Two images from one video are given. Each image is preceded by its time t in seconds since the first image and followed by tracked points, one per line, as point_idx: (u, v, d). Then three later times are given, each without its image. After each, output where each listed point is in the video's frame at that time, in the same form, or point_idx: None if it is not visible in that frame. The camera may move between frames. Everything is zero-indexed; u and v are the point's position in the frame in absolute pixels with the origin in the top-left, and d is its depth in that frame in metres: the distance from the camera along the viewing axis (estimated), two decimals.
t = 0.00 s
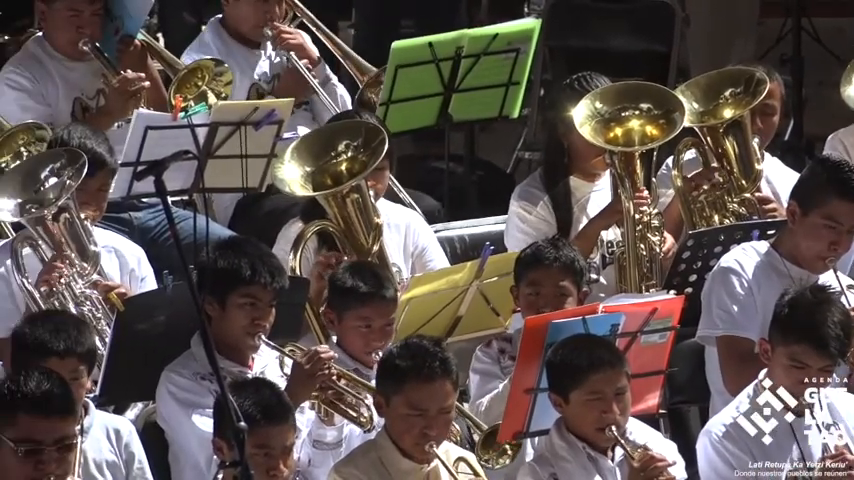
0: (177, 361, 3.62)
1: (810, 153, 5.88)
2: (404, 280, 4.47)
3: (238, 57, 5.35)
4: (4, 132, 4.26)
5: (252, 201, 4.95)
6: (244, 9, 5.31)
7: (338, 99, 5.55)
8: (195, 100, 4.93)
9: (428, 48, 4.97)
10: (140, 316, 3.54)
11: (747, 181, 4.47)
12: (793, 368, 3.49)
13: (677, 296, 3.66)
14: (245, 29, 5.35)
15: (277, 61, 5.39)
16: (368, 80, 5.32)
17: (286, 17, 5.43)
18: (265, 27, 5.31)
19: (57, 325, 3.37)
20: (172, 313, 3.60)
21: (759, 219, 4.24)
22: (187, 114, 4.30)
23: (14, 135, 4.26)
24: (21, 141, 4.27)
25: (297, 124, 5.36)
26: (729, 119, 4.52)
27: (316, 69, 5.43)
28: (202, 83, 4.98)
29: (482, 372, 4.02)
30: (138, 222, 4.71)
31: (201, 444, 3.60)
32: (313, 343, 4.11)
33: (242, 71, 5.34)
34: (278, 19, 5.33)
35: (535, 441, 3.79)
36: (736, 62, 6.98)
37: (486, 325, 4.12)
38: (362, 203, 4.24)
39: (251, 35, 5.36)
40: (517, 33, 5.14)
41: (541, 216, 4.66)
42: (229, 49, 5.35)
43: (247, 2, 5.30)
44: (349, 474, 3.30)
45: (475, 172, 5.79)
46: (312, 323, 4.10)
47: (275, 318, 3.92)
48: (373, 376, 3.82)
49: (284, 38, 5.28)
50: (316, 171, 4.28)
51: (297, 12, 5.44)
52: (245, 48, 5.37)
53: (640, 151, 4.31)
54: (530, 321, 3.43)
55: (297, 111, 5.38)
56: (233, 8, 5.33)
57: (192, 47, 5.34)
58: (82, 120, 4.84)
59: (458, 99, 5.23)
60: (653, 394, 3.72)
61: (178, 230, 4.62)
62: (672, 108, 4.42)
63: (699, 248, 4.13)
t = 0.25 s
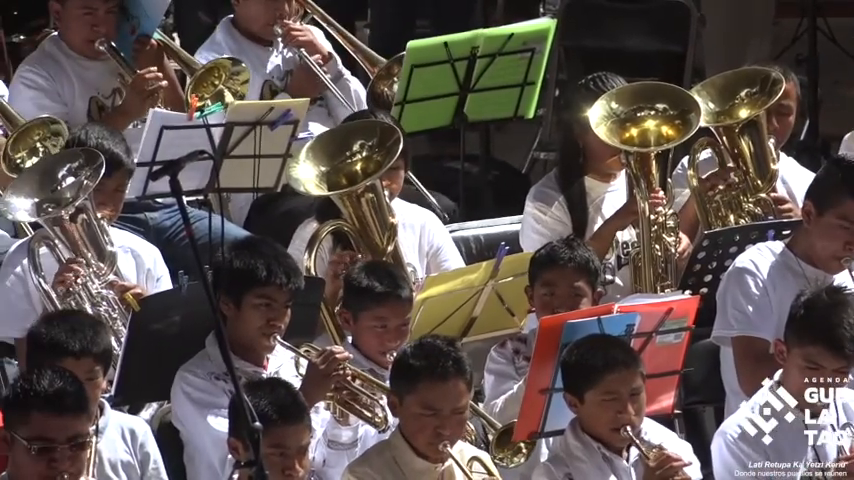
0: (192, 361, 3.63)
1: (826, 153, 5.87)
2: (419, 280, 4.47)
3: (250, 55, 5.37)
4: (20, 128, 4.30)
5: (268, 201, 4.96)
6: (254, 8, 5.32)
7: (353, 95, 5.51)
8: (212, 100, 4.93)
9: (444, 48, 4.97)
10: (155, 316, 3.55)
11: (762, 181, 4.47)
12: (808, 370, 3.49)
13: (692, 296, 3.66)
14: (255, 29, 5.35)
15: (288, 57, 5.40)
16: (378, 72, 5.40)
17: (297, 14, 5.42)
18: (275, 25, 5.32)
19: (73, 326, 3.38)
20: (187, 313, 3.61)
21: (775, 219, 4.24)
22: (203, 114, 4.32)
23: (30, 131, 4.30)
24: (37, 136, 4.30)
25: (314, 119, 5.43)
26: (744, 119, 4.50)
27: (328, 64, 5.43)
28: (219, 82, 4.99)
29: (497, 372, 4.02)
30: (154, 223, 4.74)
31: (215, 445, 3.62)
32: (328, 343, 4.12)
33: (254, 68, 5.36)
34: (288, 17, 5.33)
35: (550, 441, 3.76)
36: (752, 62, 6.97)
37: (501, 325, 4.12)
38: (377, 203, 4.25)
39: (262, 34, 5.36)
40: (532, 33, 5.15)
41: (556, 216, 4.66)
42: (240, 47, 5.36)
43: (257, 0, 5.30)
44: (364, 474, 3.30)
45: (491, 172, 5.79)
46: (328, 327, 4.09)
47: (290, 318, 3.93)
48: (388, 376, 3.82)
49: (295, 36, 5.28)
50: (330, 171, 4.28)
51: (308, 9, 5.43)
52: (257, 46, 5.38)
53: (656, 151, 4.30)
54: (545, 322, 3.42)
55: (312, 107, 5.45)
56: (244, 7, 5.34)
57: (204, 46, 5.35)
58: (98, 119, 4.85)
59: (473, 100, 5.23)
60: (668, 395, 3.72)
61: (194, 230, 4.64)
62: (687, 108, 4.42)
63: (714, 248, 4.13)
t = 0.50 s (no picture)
0: (202, 360, 3.63)
1: (836, 154, 5.86)
2: (428, 279, 4.48)
3: (260, 53, 5.37)
4: (29, 122, 4.30)
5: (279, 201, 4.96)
6: (262, 7, 5.34)
7: (363, 91, 5.53)
8: (223, 94, 4.97)
9: (454, 48, 4.98)
10: (164, 316, 3.56)
11: (772, 181, 4.46)
12: (817, 370, 3.47)
13: (702, 296, 3.66)
14: (263, 28, 5.37)
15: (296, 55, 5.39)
16: (388, 67, 5.42)
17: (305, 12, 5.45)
18: (284, 24, 5.34)
19: (83, 326, 3.39)
20: (196, 313, 3.61)
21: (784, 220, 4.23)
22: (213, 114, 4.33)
23: (39, 125, 4.30)
24: (47, 130, 4.30)
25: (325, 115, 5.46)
26: (754, 119, 4.50)
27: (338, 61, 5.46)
28: (230, 76, 5.02)
29: (508, 372, 4.01)
30: (164, 223, 4.75)
31: (225, 445, 3.63)
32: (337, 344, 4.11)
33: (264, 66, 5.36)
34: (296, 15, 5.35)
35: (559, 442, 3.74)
36: (762, 62, 6.96)
37: (510, 325, 4.12)
38: (386, 202, 4.25)
39: (269, 33, 5.38)
40: (543, 33, 5.16)
41: (567, 216, 4.66)
42: (250, 46, 5.37)
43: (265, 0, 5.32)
44: (372, 474, 3.31)
45: (501, 172, 5.80)
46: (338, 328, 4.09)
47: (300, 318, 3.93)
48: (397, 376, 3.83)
49: (303, 33, 5.31)
50: (340, 171, 4.29)
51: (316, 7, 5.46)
52: (266, 44, 5.39)
53: (667, 152, 4.30)
54: (555, 322, 3.41)
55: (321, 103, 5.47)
56: (252, 8, 5.36)
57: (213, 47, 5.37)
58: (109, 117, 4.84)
59: (483, 100, 5.23)
60: (677, 396, 3.70)
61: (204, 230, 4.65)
62: (698, 109, 4.41)
63: (724, 248, 4.13)
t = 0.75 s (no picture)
0: (213, 360, 3.65)
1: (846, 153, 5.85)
2: (439, 279, 4.48)
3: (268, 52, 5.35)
4: (38, 118, 4.32)
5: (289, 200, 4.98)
6: (270, 6, 5.35)
7: (372, 89, 5.53)
8: (233, 85, 5.04)
9: (464, 48, 4.98)
10: (175, 316, 3.56)
11: (783, 181, 4.45)
12: (827, 371, 3.47)
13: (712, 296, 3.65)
14: (272, 27, 5.38)
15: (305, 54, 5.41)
16: (398, 64, 5.43)
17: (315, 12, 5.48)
18: (293, 23, 5.35)
19: (96, 328, 3.40)
20: (207, 312, 3.62)
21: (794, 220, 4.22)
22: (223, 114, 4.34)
23: (49, 121, 4.32)
24: (56, 126, 4.32)
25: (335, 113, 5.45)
26: (764, 119, 4.50)
27: (347, 60, 5.46)
28: (241, 64, 5.06)
29: (519, 371, 4.00)
30: (174, 223, 4.76)
31: (235, 445, 3.64)
32: (348, 344, 4.12)
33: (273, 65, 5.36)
34: (305, 14, 5.36)
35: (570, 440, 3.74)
36: (772, 62, 6.96)
37: (520, 326, 4.13)
38: (396, 202, 4.25)
39: (277, 32, 5.39)
40: (552, 33, 5.16)
41: (577, 216, 4.66)
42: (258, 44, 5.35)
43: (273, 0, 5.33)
44: (382, 473, 3.31)
45: (511, 172, 5.80)
46: (348, 327, 4.10)
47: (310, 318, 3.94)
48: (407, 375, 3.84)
49: (311, 32, 5.32)
50: (350, 171, 4.29)
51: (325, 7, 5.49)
52: (276, 44, 5.38)
53: (677, 152, 4.29)
54: (565, 322, 3.40)
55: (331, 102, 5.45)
56: (260, 8, 5.38)
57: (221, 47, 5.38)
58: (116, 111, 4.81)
59: (493, 100, 5.23)
60: (687, 395, 3.70)
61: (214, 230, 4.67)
62: (709, 109, 4.41)
63: (734, 248, 4.12)
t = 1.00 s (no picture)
0: (227, 361, 3.65)
1: None
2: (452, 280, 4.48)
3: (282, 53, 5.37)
4: (53, 122, 4.33)
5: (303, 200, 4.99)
6: (285, 7, 5.35)
7: (385, 91, 5.52)
8: (246, 88, 5.03)
9: (477, 49, 4.98)
10: (188, 316, 3.57)
11: (796, 182, 4.45)
12: (839, 371, 3.46)
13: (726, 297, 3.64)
14: (286, 27, 5.39)
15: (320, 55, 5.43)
16: (411, 66, 5.40)
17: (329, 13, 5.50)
18: (306, 24, 5.36)
19: (111, 329, 3.41)
20: (220, 313, 3.63)
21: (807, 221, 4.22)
22: (236, 114, 4.35)
23: (63, 126, 4.33)
24: (69, 131, 4.33)
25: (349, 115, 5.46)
26: (778, 119, 4.49)
27: (360, 61, 5.45)
28: (253, 66, 5.05)
29: (535, 372, 4.04)
30: (188, 223, 4.77)
31: (249, 446, 3.64)
32: (362, 345, 4.15)
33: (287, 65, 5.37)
34: (319, 15, 5.37)
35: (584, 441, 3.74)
36: (785, 62, 6.95)
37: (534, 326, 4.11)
38: (409, 203, 4.26)
39: (292, 34, 5.40)
40: (565, 33, 5.17)
41: (590, 217, 4.67)
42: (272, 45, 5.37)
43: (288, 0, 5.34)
44: (394, 474, 3.32)
45: (524, 173, 5.80)
46: (360, 325, 4.12)
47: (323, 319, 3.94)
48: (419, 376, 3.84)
49: (325, 34, 5.34)
50: (363, 172, 4.30)
51: (340, 8, 5.51)
52: (290, 45, 5.40)
53: (689, 153, 4.29)
54: (579, 323, 3.40)
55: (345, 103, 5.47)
56: (274, 8, 5.38)
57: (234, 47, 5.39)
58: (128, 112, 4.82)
59: (506, 101, 5.23)
60: (701, 396, 3.69)
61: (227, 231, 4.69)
62: (721, 110, 4.41)
63: (747, 249, 4.12)
